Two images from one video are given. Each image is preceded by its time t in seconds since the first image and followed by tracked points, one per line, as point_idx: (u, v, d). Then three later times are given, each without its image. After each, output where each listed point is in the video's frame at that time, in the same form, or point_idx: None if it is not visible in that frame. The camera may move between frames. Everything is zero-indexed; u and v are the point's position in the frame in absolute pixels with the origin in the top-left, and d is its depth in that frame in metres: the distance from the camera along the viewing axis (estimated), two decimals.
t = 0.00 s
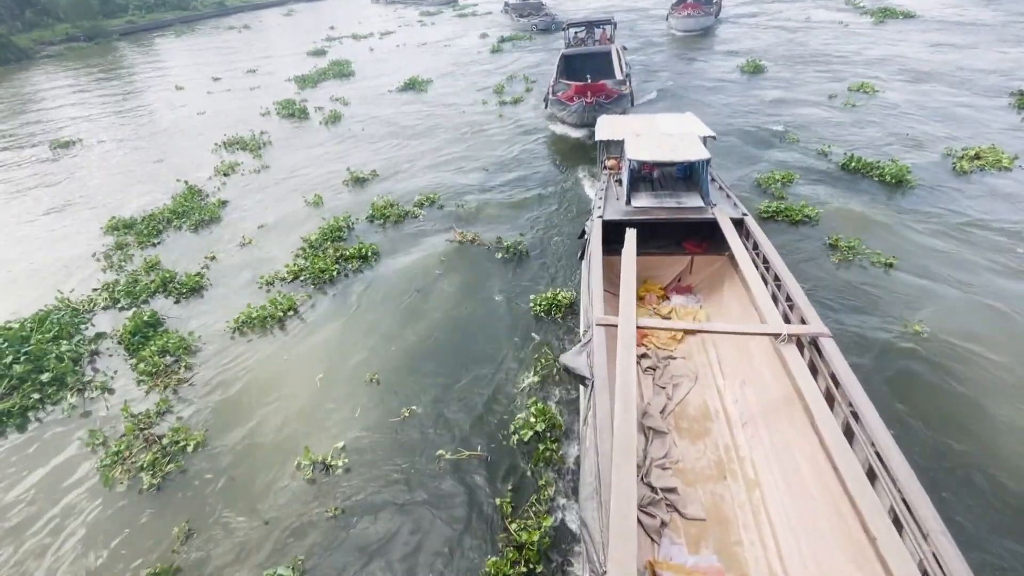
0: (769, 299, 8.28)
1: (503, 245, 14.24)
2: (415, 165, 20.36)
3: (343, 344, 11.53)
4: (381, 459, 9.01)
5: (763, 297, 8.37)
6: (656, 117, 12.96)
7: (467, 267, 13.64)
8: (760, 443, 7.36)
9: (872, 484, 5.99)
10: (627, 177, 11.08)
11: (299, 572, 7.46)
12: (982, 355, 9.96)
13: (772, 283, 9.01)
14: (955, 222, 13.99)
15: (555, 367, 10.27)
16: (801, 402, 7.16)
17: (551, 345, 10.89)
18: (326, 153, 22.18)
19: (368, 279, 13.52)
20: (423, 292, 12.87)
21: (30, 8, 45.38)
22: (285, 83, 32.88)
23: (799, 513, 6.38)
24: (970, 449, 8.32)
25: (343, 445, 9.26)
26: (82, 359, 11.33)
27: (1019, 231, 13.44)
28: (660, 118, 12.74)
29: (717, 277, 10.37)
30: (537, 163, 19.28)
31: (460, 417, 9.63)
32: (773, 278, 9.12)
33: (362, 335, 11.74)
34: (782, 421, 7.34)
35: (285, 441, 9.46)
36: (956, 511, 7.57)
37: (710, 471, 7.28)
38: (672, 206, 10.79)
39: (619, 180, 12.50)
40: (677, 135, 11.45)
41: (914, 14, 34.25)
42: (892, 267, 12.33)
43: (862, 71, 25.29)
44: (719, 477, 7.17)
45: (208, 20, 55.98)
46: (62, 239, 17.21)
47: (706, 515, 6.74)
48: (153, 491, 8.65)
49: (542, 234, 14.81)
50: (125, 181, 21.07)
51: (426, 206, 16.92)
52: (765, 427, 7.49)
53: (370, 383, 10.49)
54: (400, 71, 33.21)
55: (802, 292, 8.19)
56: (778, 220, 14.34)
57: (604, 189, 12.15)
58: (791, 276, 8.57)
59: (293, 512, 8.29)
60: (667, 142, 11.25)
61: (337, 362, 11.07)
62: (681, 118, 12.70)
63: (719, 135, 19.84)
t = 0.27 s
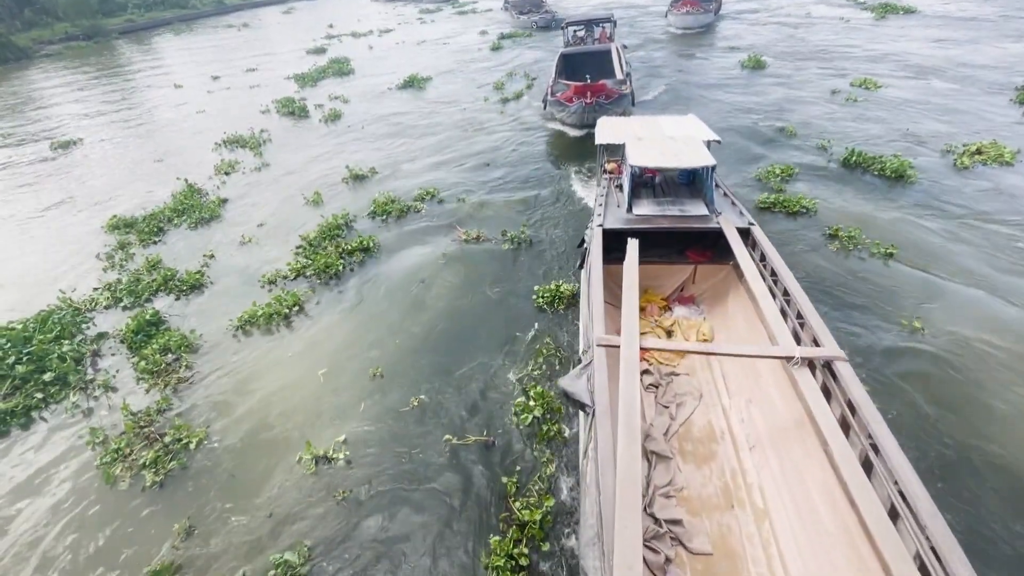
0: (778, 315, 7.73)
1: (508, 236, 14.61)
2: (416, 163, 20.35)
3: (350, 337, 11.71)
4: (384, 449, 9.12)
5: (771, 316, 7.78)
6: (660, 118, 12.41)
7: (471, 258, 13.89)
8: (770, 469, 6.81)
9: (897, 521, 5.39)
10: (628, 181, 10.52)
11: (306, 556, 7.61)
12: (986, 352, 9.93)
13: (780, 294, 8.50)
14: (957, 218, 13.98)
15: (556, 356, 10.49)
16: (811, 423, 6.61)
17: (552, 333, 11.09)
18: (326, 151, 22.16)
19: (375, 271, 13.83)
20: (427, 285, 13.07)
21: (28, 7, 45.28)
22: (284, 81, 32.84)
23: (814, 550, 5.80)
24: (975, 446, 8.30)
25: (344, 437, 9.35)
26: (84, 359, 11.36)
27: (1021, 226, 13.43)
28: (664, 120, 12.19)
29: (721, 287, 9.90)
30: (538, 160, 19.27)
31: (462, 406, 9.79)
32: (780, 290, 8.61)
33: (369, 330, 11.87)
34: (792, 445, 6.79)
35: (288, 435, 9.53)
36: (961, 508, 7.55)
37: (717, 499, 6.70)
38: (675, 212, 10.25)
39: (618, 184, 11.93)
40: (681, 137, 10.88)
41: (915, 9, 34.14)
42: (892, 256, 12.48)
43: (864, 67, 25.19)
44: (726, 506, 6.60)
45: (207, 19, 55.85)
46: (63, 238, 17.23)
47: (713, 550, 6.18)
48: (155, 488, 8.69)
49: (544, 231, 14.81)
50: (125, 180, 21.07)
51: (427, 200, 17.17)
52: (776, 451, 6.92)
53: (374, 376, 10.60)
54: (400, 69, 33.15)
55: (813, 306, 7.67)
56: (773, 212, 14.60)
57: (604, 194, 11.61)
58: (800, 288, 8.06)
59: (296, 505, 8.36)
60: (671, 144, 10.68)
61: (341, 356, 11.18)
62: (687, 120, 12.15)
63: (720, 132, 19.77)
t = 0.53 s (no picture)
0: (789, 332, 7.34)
1: (511, 226, 14.90)
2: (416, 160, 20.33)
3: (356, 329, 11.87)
4: (387, 440, 9.26)
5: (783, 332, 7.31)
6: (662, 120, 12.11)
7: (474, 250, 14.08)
8: (779, 498, 6.69)
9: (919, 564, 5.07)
10: (630, 189, 10.20)
11: (313, 539, 7.76)
12: (988, 348, 9.93)
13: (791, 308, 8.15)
14: (958, 213, 13.96)
15: (557, 345, 10.65)
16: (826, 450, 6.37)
17: (554, 323, 11.28)
18: (327, 148, 22.15)
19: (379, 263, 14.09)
20: (430, 276, 13.24)
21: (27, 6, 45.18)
22: (284, 79, 32.78)
23: None
24: (977, 442, 8.30)
25: (345, 429, 9.49)
26: (86, 358, 11.38)
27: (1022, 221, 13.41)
28: (665, 122, 11.89)
29: (727, 298, 9.66)
30: (538, 157, 19.25)
31: (463, 396, 9.95)
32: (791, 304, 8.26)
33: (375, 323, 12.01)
34: (803, 473, 6.64)
35: (290, 429, 9.63)
36: (964, 504, 7.53)
37: (725, 532, 6.58)
38: (680, 221, 9.97)
39: (619, 191, 11.62)
40: (684, 142, 10.58)
41: (916, 4, 34.02)
42: (893, 245, 12.66)
43: (865, 62, 25.11)
44: (734, 539, 6.49)
45: (207, 17, 55.71)
46: (65, 237, 17.22)
47: None
48: (159, 485, 8.75)
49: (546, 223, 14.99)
50: (126, 179, 21.05)
51: (427, 194, 17.31)
52: (785, 480, 6.78)
53: (378, 369, 10.76)
54: (400, 67, 33.08)
55: (826, 323, 7.31)
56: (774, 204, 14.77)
57: (606, 201, 11.31)
58: (812, 303, 7.72)
59: (298, 498, 8.46)
60: (674, 149, 10.36)
61: (345, 350, 11.32)
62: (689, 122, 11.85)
63: (721, 128, 19.72)
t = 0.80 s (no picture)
0: (801, 356, 6.91)
1: (514, 217, 15.21)
2: (417, 157, 20.33)
3: (362, 323, 12.06)
4: (390, 432, 9.39)
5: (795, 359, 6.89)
6: (664, 124, 11.65)
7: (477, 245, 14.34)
8: (793, 531, 6.32)
9: None
10: (632, 198, 9.69)
11: (319, 524, 7.94)
12: (991, 345, 9.87)
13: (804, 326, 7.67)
14: (960, 207, 13.92)
15: (559, 335, 10.83)
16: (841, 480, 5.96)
17: (556, 313, 11.49)
18: (327, 146, 22.13)
19: (384, 255, 14.40)
20: (433, 271, 13.50)
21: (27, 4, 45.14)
22: (284, 77, 32.75)
23: None
24: (981, 440, 8.25)
25: (348, 423, 9.60)
26: (89, 357, 11.40)
27: None
28: (667, 126, 11.43)
29: (734, 309, 9.14)
30: (539, 154, 19.22)
31: (466, 386, 10.10)
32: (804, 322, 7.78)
33: (380, 316, 12.18)
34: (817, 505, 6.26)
35: (291, 424, 9.72)
36: (968, 502, 7.48)
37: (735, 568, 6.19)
38: (685, 231, 9.48)
39: (621, 197, 11.10)
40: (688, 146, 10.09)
41: None
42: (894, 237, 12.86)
43: (867, 58, 24.97)
44: None
45: (206, 15, 55.63)
46: (66, 236, 17.24)
47: None
48: (163, 483, 8.80)
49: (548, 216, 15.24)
50: (127, 178, 21.05)
51: (429, 190, 17.44)
52: (800, 512, 6.40)
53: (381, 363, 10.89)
54: (400, 64, 33.02)
55: (843, 346, 6.85)
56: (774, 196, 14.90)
57: (606, 209, 10.82)
58: (826, 323, 7.26)
59: (300, 492, 8.53)
60: (678, 154, 9.86)
61: (350, 343, 11.49)
62: (691, 125, 11.41)
63: (722, 124, 19.63)
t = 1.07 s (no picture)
0: (817, 385, 6.43)
1: (517, 209, 15.41)
2: (418, 155, 20.30)
3: (365, 316, 12.18)
4: (392, 421, 9.53)
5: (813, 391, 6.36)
6: (666, 128, 11.33)
7: (480, 238, 14.50)
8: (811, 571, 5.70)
9: None
10: (634, 207, 9.28)
11: (324, 509, 8.13)
12: (995, 342, 9.81)
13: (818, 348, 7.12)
14: (963, 202, 13.88)
15: (561, 323, 10.97)
16: (862, 518, 5.47)
17: (558, 302, 11.65)
18: (328, 144, 22.13)
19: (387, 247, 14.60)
20: (435, 265, 13.64)
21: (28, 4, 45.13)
22: (285, 75, 32.74)
23: None
24: (985, 438, 8.19)
25: (350, 417, 9.67)
26: (91, 355, 11.42)
27: None
28: (669, 131, 11.11)
29: (743, 322, 8.50)
30: (540, 151, 19.21)
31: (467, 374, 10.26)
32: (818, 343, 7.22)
33: (383, 310, 12.29)
34: (839, 544, 5.66)
35: (293, 419, 9.78)
36: (973, 501, 7.42)
37: None
38: (691, 242, 8.99)
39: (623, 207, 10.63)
40: (691, 151, 9.74)
41: None
42: (897, 228, 13.01)
43: (869, 54, 24.86)
44: None
45: (207, 14, 55.59)
46: (67, 235, 17.24)
47: None
48: (167, 480, 8.84)
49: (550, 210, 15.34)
50: (127, 177, 21.05)
51: (430, 185, 17.55)
52: (817, 551, 5.81)
53: (383, 358, 10.93)
54: (400, 62, 33.00)
55: (863, 374, 6.30)
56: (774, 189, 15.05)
57: (607, 217, 10.37)
58: (843, 346, 6.72)
59: (304, 485, 8.63)
60: (681, 161, 9.50)
61: (353, 335, 11.63)
62: (694, 130, 11.09)
63: (724, 121, 19.53)
